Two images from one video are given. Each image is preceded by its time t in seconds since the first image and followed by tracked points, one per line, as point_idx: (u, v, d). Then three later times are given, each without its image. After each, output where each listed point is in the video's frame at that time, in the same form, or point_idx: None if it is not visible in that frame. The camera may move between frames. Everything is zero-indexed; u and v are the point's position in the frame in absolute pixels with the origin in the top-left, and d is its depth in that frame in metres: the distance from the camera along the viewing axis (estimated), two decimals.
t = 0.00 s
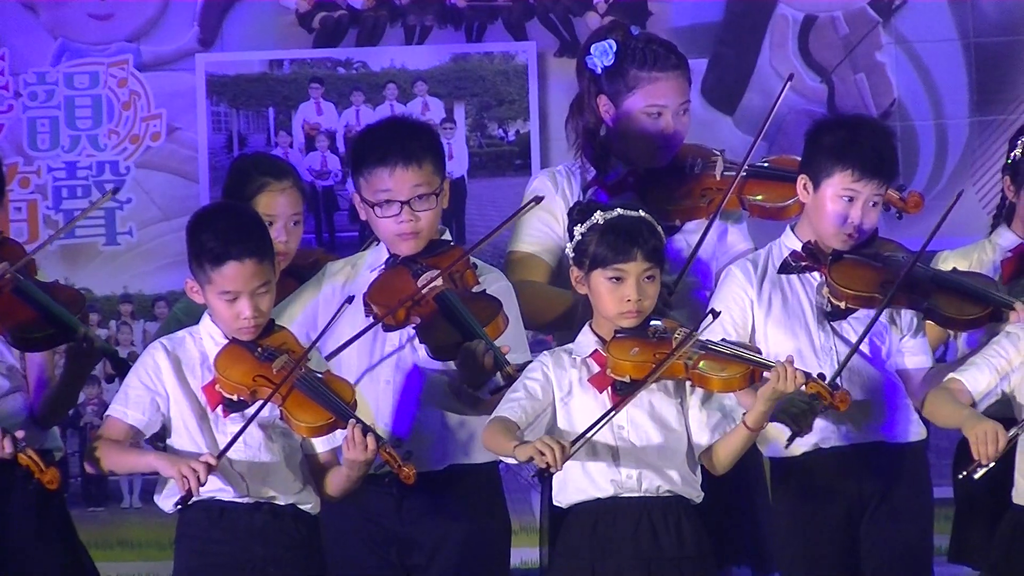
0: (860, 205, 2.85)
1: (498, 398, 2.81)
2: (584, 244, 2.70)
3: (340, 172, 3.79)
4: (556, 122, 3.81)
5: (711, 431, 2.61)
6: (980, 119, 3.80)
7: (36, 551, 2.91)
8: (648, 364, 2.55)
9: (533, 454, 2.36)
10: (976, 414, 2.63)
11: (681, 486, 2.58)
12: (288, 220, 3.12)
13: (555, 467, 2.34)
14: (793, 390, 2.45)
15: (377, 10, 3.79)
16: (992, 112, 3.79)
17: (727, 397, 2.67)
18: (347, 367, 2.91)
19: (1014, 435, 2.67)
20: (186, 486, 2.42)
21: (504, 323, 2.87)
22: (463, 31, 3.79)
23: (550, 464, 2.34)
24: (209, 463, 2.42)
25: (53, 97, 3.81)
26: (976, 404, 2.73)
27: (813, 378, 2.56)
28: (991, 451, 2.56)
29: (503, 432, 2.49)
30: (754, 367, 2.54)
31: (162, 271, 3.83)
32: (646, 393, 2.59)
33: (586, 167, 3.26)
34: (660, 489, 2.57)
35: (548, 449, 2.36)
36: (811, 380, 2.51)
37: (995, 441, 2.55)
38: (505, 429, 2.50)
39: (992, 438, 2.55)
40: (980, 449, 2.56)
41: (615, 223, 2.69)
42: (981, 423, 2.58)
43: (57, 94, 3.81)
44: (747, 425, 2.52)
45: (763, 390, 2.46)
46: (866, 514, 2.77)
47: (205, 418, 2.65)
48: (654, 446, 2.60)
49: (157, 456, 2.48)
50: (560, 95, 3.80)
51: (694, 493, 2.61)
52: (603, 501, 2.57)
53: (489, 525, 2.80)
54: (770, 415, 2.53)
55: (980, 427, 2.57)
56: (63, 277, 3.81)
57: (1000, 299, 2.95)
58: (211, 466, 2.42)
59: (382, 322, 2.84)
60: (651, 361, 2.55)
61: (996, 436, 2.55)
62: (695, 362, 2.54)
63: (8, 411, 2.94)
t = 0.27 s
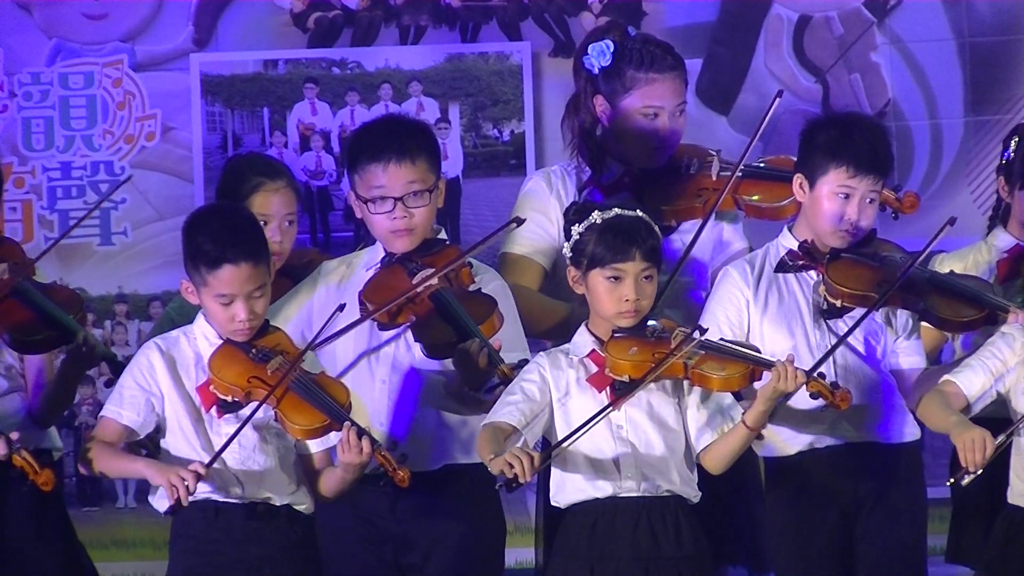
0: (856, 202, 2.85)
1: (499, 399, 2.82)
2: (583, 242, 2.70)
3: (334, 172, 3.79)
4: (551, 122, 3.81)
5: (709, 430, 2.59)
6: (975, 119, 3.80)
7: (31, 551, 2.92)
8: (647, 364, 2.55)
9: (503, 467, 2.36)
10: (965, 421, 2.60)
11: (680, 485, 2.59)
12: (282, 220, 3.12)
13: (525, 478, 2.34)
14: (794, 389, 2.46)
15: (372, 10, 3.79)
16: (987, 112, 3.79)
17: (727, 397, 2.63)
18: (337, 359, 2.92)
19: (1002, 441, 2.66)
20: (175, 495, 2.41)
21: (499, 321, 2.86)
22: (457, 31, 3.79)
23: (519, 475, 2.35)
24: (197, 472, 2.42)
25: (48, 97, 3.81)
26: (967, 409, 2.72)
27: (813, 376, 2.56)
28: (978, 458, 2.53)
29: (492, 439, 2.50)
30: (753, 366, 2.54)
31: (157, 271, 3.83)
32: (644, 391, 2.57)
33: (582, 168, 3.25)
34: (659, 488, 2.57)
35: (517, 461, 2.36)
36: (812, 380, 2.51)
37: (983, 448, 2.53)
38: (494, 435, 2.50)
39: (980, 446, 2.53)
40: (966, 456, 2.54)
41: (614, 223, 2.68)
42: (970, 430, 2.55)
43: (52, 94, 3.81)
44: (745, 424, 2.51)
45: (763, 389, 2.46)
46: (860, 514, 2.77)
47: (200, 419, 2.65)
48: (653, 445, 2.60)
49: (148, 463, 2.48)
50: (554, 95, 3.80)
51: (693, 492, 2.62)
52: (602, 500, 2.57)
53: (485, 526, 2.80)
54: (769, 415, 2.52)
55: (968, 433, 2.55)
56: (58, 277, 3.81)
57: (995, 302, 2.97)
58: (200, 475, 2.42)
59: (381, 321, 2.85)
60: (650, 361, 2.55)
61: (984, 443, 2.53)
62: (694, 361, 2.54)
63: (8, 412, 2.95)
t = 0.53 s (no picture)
0: (860, 201, 2.86)
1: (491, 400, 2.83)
2: (583, 241, 2.69)
3: (334, 171, 3.78)
4: (551, 121, 3.81)
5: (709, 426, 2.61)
6: (974, 118, 3.79)
7: (30, 549, 2.92)
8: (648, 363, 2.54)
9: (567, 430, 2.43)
10: (957, 426, 2.61)
11: (680, 484, 2.59)
12: (281, 219, 3.14)
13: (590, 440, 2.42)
14: (794, 389, 2.45)
15: (371, 10, 3.79)
16: (987, 111, 3.79)
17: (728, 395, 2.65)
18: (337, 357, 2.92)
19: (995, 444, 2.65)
20: (168, 506, 2.42)
21: (494, 321, 2.87)
22: (456, 30, 3.79)
23: (585, 438, 2.42)
24: (191, 483, 2.43)
25: (48, 96, 3.81)
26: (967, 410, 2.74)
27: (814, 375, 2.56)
28: (968, 463, 2.54)
29: (508, 433, 2.52)
30: (754, 363, 2.55)
31: (156, 270, 3.82)
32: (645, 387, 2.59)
33: (582, 167, 3.25)
34: (659, 488, 2.57)
35: (580, 424, 2.43)
36: (813, 377, 2.51)
37: (972, 452, 2.54)
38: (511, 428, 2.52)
39: (969, 450, 2.54)
40: (956, 461, 2.55)
41: (614, 222, 2.68)
42: (960, 434, 2.56)
43: (51, 93, 3.81)
44: (745, 423, 2.52)
45: (764, 388, 2.46)
46: (859, 515, 2.76)
47: (195, 418, 2.66)
48: (653, 446, 2.60)
49: (139, 472, 2.48)
50: (553, 94, 3.80)
51: (693, 492, 2.62)
52: (602, 500, 2.57)
53: (483, 525, 2.80)
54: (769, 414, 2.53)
55: (958, 438, 2.56)
56: (57, 276, 3.81)
57: (995, 301, 2.95)
58: (194, 487, 2.43)
59: (378, 320, 2.84)
60: (650, 360, 2.54)
61: (973, 448, 2.54)
62: (695, 360, 2.54)
63: (11, 410, 3.05)
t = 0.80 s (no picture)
0: (860, 200, 2.85)
1: (485, 396, 2.82)
2: (576, 241, 2.70)
3: (332, 169, 3.78)
4: (549, 120, 3.81)
5: (705, 425, 2.60)
6: (972, 117, 3.79)
7: (26, 547, 2.93)
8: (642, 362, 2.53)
9: (650, 368, 2.44)
10: (957, 421, 2.61)
11: (675, 483, 2.59)
12: (280, 216, 3.15)
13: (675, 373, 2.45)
14: (787, 387, 2.47)
15: (369, 8, 3.79)
16: (985, 109, 3.79)
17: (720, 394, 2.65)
18: (334, 354, 2.93)
19: (995, 440, 2.64)
20: (170, 484, 2.48)
21: (490, 317, 2.88)
22: (454, 29, 3.79)
23: (669, 373, 2.44)
24: (195, 463, 2.50)
25: (46, 95, 3.81)
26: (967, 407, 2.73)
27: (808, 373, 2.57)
28: (970, 458, 2.54)
29: (558, 408, 2.51)
30: (747, 362, 2.56)
31: (154, 269, 3.82)
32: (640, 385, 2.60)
33: (580, 164, 3.24)
34: (654, 485, 2.57)
35: (661, 361, 2.45)
36: (806, 376, 2.52)
37: (974, 447, 2.54)
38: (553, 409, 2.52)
39: (971, 445, 2.53)
40: (958, 457, 2.55)
41: (608, 221, 2.68)
42: (962, 430, 2.56)
43: (49, 91, 3.81)
44: (736, 421, 2.53)
45: (757, 388, 2.47)
46: (860, 513, 2.76)
47: (189, 416, 2.69)
48: (647, 445, 2.61)
49: (143, 451, 2.54)
50: (552, 93, 3.80)
51: (688, 491, 2.62)
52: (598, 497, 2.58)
53: (479, 523, 2.81)
54: (762, 412, 2.54)
55: (959, 434, 2.56)
56: (55, 275, 3.81)
57: (997, 295, 2.93)
58: (197, 467, 2.49)
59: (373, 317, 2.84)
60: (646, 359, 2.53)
61: (976, 443, 2.53)
62: (688, 359, 2.55)
63: (12, 409, 3.11)
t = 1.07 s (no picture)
0: (859, 201, 2.85)
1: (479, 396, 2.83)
2: (575, 242, 2.70)
3: (332, 170, 3.78)
4: (549, 120, 3.80)
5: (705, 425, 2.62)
6: (972, 117, 3.79)
7: (26, 549, 2.93)
8: (641, 363, 2.54)
9: (618, 395, 2.41)
10: (974, 404, 2.62)
11: (674, 484, 2.60)
12: (282, 217, 3.16)
13: (644, 403, 2.41)
14: (785, 387, 2.47)
15: (369, 9, 3.79)
16: (985, 110, 3.79)
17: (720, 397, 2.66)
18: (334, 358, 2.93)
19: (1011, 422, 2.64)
20: (204, 440, 2.54)
21: (484, 319, 2.87)
22: (454, 29, 3.79)
23: (638, 402, 2.41)
24: (226, 419, 2.56)
25: (46, 95, 3.81)
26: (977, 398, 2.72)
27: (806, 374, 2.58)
28: (991, 435, 2.53)
29: (534, 417, 2.51)
30: (746, 363, 2.56)
31: (155, 270, 3.82)
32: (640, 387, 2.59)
33: (578, 166, 3.19)
34: (652, 486, 2.59)
35: (631, 389, 2.41)
36: (806, 376, 2.53)
37: (996, 425, 2.53)
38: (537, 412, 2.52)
39: (992, 422, 2.53)
40: (980, 433, 2.54)
41: (606, 221, 2.68)
42: (980, 409, 2.56)
43: (49, 92, 3.81)
44: (736, 421, 2.54)
45: (755, 389, 2.48)
46: (862, 514, 2.76)
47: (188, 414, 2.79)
48: (646, 445, 2.62)
49: (170, 414, 2.60)
50: (552, 93, 3.79)
51: (687, 491, 2.63)
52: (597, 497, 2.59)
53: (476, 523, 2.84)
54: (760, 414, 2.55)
55: (980, 411, 2.56)
56: (55, 276, 3.81)
57: (999, 293, 2.90)
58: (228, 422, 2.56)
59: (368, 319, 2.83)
60: (643, 360, 2.54)
61: (996, 419, 2.53)
62: (685, 359, 2.55)
63: (15, 410, 3.16)
